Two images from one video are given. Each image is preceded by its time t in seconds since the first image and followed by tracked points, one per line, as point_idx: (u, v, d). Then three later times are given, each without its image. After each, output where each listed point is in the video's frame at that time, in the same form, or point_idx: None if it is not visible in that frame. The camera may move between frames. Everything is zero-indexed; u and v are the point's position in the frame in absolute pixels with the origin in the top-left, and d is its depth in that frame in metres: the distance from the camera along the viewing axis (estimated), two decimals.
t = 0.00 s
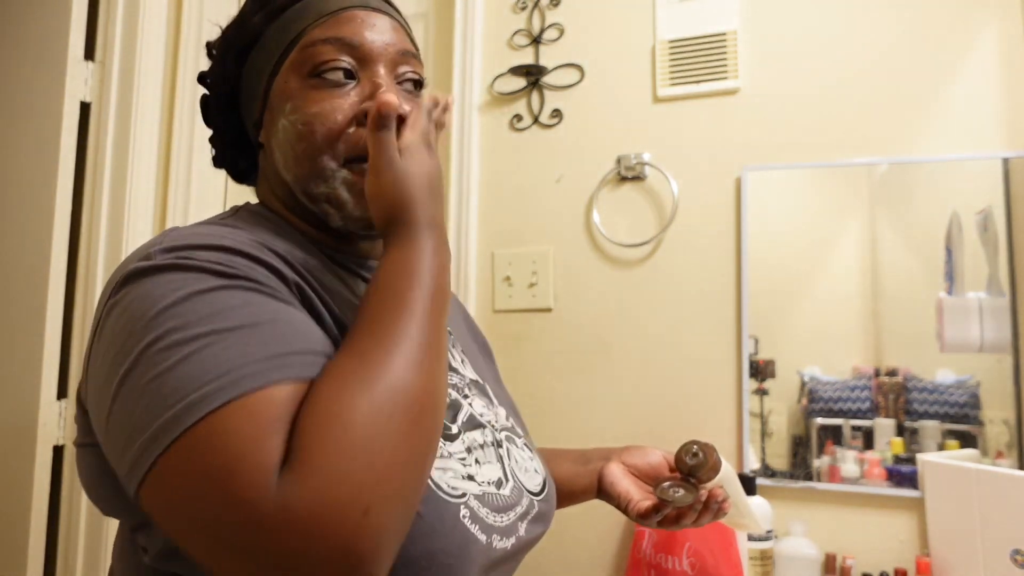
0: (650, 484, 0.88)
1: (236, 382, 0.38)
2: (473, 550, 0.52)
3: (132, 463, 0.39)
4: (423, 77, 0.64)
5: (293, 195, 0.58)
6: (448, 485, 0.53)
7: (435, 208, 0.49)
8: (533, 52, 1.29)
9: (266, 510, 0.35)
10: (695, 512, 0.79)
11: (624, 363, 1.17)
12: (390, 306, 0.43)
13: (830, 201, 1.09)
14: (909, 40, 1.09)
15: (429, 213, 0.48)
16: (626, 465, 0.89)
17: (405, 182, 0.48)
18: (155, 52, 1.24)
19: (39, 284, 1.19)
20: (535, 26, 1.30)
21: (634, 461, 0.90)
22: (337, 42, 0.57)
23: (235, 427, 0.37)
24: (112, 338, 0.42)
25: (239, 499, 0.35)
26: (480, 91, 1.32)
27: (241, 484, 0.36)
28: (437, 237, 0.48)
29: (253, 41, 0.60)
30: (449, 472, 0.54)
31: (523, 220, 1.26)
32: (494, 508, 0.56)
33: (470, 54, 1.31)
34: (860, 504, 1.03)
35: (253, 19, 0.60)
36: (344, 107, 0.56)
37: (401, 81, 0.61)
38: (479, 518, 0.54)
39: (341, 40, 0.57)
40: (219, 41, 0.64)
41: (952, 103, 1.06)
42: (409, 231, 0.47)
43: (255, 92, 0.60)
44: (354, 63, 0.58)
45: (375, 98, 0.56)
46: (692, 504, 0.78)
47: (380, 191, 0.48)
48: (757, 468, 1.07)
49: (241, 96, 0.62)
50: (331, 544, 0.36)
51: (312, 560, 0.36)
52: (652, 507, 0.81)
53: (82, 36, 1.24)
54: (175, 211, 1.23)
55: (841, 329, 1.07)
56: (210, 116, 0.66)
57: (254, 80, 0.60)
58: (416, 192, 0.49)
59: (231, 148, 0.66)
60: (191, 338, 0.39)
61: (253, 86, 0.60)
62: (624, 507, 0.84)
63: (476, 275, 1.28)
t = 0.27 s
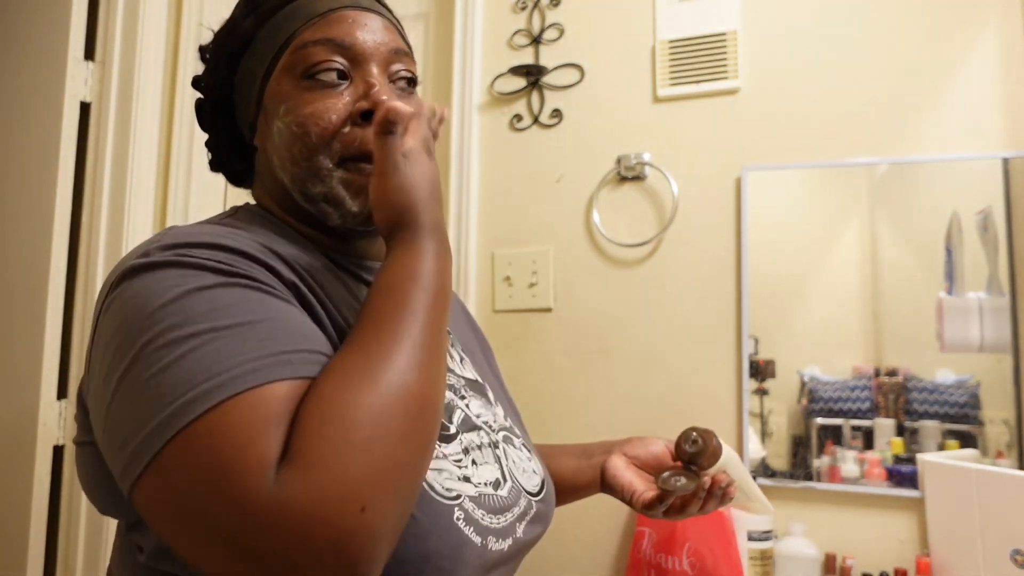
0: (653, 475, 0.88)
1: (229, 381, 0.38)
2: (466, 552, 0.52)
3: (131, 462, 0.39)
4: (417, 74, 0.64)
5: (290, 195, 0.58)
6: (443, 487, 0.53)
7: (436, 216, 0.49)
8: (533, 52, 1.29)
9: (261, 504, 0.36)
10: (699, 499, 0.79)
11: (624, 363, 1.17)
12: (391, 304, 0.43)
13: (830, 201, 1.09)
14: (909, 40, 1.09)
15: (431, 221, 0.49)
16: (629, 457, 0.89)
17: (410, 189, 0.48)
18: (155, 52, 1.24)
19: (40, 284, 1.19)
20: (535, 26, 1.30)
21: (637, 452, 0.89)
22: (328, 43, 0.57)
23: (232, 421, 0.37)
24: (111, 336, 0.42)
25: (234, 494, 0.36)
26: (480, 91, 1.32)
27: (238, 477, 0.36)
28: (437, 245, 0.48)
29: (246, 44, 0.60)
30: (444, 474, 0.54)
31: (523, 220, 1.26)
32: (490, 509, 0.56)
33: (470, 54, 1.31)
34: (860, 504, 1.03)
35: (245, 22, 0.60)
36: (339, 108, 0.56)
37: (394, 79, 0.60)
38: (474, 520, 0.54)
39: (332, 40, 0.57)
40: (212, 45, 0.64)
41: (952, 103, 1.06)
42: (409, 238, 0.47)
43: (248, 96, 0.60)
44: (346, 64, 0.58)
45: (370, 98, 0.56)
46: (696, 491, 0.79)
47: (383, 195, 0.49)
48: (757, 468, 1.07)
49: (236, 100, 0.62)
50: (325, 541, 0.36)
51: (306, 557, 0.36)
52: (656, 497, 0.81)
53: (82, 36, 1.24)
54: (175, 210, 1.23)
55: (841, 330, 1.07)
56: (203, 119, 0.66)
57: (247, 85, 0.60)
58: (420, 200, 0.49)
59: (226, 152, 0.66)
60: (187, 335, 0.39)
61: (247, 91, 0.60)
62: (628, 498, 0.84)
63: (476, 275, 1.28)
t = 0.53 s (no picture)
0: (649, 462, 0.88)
1: (236, 380, 0.38)
2: (474, 546, 0.52)
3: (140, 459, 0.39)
4: (413, 75, 0.64)
5: (286, 192, 0.58)
6: (449, 482, 0.53)
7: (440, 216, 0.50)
8: (533, 52, 1.29)
9: (267, 504, 0.36)
10: (696, 485, 0.79)
11: (624, 363, 1.17)
12: (397, 303, 0.43)
13: (830, 201, 1.09)
14: (909, 40, 1.09)
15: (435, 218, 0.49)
16: (624, 446, 0.89)
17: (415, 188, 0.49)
18: (155, 52, 1.23)
19: (40, 284, 1.19)
20: (535, 26, 1.30)
21: (632, 441, 0.90)
22: (324, 41, 0.57)
23: (239, 419, 0.37)
24: (120, 331, 0.42)
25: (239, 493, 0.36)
26: (480, 91, 1.32)
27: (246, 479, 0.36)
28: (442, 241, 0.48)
29: (243, 42, 0.60)
30: (449, 469, 0.54)
31: (523, 220, 1.26)
32: (494, 503, 0.56)
33: (470, 54, 1.31)
34: (860, 504, 1.03)
35: (243, 22, 0.60)
36: (334, 105, 0.55)
37: (390, 79, 0.60)
38: (480, 515, 0.54)
39: (327, 38, 0.57)
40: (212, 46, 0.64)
41: (952, 103, 1.06)
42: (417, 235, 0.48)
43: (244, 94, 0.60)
44: (342, 62, 0.58)
45: (365, 95, 0.56)
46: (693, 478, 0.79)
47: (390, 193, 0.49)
48: (757, 468, 1.07)
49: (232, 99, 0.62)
50: (334, 538, 0.36)
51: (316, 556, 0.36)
52: (654, 485, 0.81)
53: (82, 36, 1.24)
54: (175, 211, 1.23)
55: (841, 330, 1.07)
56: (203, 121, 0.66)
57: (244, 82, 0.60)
58: (421, 197, 0.49)
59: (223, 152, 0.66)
60: (196, 331, 0.39)
61: (244, 88, 0.60)
62: (627, 487, 0.84)
63: (476, 275, 1.28)
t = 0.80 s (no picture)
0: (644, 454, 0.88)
1: (235, 374, 0.38)
2: (474, 542, 0.52)
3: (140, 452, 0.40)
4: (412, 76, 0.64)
5: (286, 189, 0.58)
6: (450, 478, 0.53)
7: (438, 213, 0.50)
8: (533, 52, 1.29)
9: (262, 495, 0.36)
10: (692, 473, 0.80)
11: (624, 363, 1.17)
12: (396, 300, 0.43)
13: (830, 201, 1.09)
14: (909, 40, 1.09)
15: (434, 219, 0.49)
16: (619, 439, 0.89)
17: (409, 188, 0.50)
18: (155, 52, 1.23)
19: (40, 283, 1.19)
20: (535, 26, 1.30)
21: (625, 433, 0.89)
22: (326, 39, 0.57)
23: (238, 410, 0.37)
24: (123, 323, 0.43)
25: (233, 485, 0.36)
26: (480, 91, 1.32)
27: (240, 471, 0.36)
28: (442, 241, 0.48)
29: (244, 41, 0.60)
30: (449, 466, 0.54)
31: (524, 220, 1.26)
32: (494, 501, 0.56)
33: (470, 54, 1.31)
34: (860, 504, 1.03)
35: (244, 21, 0.60)
36: (336, 103, 0.55)
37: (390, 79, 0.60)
38: (480, 511, 0.54)
39: (329, 38, 0.57)
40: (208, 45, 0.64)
41: (952, 104, 1.06)
42: (415, 235, 0.48)
43: (246, 93, 0.60)
44: (343, 61, 0.58)
45: (367, 93, 0.56)
46: (688, 466, 0.80)
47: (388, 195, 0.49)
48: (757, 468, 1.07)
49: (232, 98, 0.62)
50: (330, 530, 0.36)
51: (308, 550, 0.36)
52: (652, 476, 0.82)
53: (82, 36, 1.24)
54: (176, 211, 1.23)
55: (841, 330, 1.07)
56: (202, 122, 0.66)
57: (245, 81, 0.60)
58: (419, 198, 0.50)
59: (224, 153, 0.66)
60: (198, 324, 0.40)
61: (245, 88, 0.60)
62: (624, 480, 0.84)
63: (476, 275, 1.28)
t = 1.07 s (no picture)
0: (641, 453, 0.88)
1: (245, 356, 0.38)
2: (473, 539, 0.52)
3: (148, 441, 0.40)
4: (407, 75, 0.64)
5: (282, 193, 0.58)
6: (449, 474, 0.53)
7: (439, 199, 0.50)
8: (533, 53, 1.29)
9: (275, 473, 0.36)
10: (688, 472, 0.79)
11: (624, 363, 1.17)
12: (403, 285, 0.43)
13: (830, 201, 1.09)
14: (909, 40, 1.09)
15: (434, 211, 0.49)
16: (616, 439, 0.89)
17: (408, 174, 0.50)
18: (155, 52, 1.23)
19: (40, 283, 1.19)
20: (535, 26, 1.30)
21: (623, 433, 0.90)
22: (322, 43, 0.57)
23: (249, 390, 0.37)
24: (124, 316, 0.43)
25: (246, 464, 0.36)
26: (479, 91, 1.32)
27: (253, 449, 0.36)
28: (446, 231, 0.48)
29: (236, 42, 0.59)
30: (449, 462, 0.54)
31: (524, 219, 1.26)
32: (493, 498, 0.57)
33: (470, 54, 1.31)
34: (861, 505, 1.03)
35: (235, 23, 0.60)
36: (331, 108, 0.56)
37: (386, 81, 0.61)
38: (478, 507, 0.54)
39: (324, 42, 0.57)
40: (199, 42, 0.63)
41: (952, 103, 1.06)
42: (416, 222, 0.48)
43: (241, 96, 0.60)
44: (338, 65, 0.58)
45: (362, 99, 0.56)
46: (683, 465, 0.79)
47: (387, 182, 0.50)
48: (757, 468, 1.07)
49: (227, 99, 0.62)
50: (342, 508, 0.36)
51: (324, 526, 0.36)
52: (648, 476, 0.82)
53: (82, 36, 1.24)
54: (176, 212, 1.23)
55: (841, 330, 1.07)
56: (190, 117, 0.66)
57: (239, 83, 0.59)
58: (419, 186, 0.49)
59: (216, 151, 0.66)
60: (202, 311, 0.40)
61: (240, 90, 0.60)
62: (621, 480, 0.84)
63: (476, 275, 1.28)
